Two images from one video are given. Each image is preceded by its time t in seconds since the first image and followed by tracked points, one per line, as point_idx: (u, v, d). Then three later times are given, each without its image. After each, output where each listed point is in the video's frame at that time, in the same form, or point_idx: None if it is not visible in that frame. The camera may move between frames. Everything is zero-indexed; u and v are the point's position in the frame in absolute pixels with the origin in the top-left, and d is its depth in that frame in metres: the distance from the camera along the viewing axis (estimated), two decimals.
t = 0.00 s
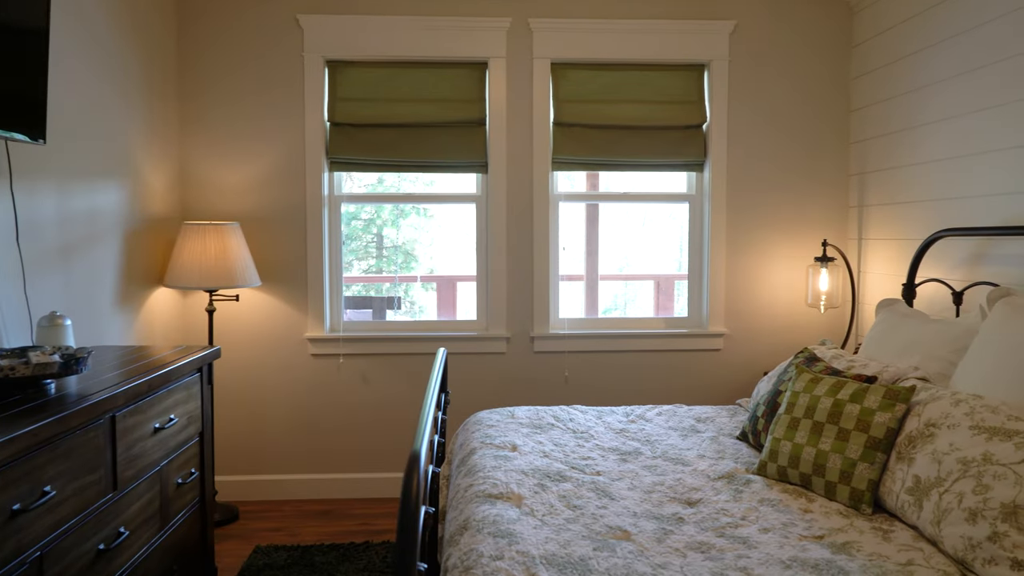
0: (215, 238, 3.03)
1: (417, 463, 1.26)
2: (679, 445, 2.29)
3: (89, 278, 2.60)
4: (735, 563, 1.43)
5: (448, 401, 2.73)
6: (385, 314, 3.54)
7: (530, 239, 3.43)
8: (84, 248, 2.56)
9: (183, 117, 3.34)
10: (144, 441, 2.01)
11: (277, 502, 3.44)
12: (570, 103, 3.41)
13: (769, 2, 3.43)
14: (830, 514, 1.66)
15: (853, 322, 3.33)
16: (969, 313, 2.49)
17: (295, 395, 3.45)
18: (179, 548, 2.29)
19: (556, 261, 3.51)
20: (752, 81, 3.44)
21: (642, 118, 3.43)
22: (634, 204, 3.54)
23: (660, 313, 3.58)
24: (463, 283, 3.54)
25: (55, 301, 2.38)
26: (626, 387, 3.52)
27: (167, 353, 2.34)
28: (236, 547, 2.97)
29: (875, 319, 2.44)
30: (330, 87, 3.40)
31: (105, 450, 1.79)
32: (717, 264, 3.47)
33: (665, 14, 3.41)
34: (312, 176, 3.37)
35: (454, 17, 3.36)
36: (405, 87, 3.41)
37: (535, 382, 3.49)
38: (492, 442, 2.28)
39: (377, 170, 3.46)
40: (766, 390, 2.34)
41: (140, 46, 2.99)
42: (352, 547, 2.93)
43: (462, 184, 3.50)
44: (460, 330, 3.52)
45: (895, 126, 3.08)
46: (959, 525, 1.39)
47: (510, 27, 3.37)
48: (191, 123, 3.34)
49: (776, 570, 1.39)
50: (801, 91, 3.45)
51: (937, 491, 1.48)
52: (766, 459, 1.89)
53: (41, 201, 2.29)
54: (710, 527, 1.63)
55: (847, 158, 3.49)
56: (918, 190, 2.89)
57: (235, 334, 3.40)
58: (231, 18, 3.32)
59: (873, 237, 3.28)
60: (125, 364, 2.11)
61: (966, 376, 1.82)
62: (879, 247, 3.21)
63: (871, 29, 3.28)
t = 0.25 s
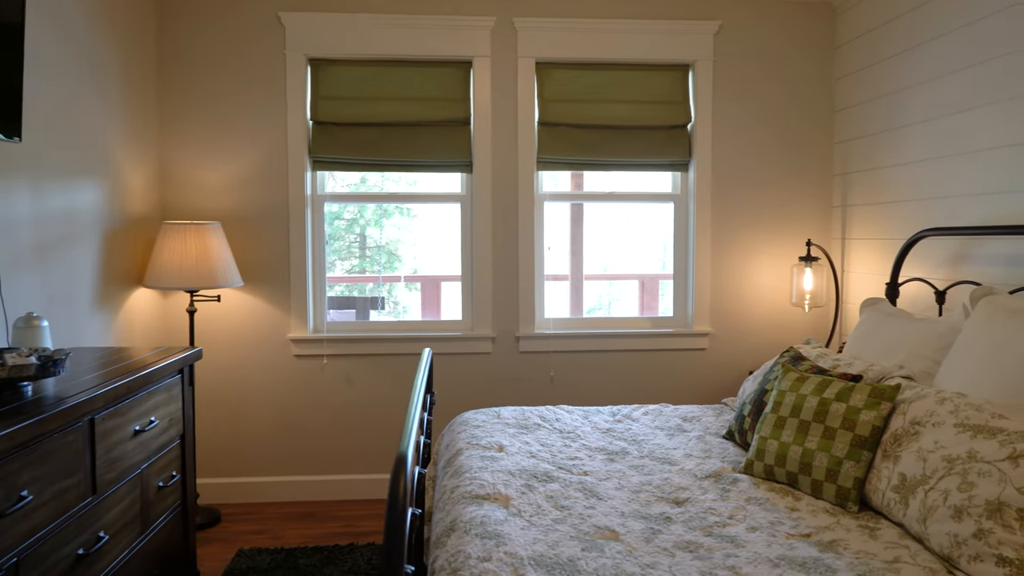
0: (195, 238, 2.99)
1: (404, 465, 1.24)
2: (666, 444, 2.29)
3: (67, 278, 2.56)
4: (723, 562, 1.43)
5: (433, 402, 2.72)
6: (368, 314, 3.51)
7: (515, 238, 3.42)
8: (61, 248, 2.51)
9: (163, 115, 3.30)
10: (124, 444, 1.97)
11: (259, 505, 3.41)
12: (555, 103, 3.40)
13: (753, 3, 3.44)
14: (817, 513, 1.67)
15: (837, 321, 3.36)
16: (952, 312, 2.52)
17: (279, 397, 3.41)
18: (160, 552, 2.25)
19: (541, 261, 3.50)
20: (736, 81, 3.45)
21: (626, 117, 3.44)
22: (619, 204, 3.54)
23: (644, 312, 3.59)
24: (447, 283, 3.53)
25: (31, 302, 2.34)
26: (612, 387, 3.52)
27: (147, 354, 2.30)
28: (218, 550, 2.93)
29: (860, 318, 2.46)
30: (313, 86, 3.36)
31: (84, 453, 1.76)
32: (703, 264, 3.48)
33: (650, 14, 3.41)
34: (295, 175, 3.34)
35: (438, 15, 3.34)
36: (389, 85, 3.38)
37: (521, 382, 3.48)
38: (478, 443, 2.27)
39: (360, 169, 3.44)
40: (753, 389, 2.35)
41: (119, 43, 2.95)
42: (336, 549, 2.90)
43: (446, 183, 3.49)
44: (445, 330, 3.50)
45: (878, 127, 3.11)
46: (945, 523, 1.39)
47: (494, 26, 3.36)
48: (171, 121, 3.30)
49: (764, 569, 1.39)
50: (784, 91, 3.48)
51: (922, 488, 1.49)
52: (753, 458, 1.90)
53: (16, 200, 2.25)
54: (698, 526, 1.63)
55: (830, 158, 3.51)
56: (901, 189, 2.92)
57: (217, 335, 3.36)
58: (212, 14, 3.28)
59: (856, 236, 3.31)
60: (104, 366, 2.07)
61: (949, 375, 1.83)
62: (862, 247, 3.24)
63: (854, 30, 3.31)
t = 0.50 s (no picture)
0: (176, 237, 2.95)
1: (391, 466, 1.23)
2: (653, 444, 2.29)
3: (44, 279, 2.51)
4: (712, 562, 1.43)
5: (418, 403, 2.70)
6: (352, 314, 3.49)
7: (501, 238, 3.41)
8: (38, 248, 2.47)
9: (143, 113, 3.25)
10: (104, 446, 1.94)
11: (242, 507, 3.37)
12: (540, 102, 3.40)
13: (737, 4, 3.46)
14: (803, 511, 1.67)
15: (821, 320, 3.39)
16: (935, 311, 2.55)
17: (262, 398, 3.37)
18: (141, 557, 2.22)
19: (527, 261, 3.50)
20: (720, 81, 3.47)
21: (612, 117, 3.44)
22: (603, 203, 3.54)
23: (629, 312, 3.59)
24: (431, 283, 3.51)
25: (7, 302, 2.29)
26: (597, 387, 3.52)
27: (127, 356, 2.26)
28: (200, 553, 2.89)
29: (844, 317, 2.48)
30: (296, 84, 3.33)
31: (63, 457, 1.72)
32: (688, 263, 3.49)
33: (635, 14, 3.42)
34: (278, 174, 3.31)
35: (422, 13, 3.32)
36: (374, 84, 3.36)
37: (507, 382, 3.47)
38: (464, 443, 2.25)
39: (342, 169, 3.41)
40: (739, 388, 2.35)
41: (98, 38, 2.90)
42: (321, 551, 2.87)
43: (430, 183, 3.47)
44: (429, 331, 3.49)
45: (861, 127, 3.14)
46: (931, 520, 1.40)
47: (479, 24, 3.35)
48: (152, 119, 3.25)
49: (752, 568, 1.39)
50: (768, 91, 3.50)
51: (908, 486, 1.50)
52: (739, 457, 1.91)
53: None
54: (686, 526, 1.63)
55: (814, 159, 3.54)
56: (885, 190, 2.94)
57: (198, 336, 3.32)
58: (193, 11, 3.24)
59: (839, 236, 3.34)
60: (83, 367, 2.03)
61: (934, 373, 1.85)
62: (846, 246, 3.27)
63: (838, 31, 3.34)
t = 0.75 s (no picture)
0: (157, 237, 2.91)
1: (378, 468, 1.22)
2: (639, 443, 2.29)
3: (21, 278, 2.46)
4: (700, 561, 1.42)
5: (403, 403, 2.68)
6: (335, 315, 3.46)
7: (486, 238, 3.40)
8: (16, 247, 2.42)
9: (123, 110, 3.20)
10: (84, 450, 1.90)
11: (224, 510, 3.33)
12: (526, 101, 3.39)
13: (722, 4, 3.48)
14: (790, 509, 1.68)
15: (805, 320, 3.41)
16: (917, 310, 2.57)
17: (245, 399, 3.34)
18: (121, 561, 2.18)
19: (512, 260, 3.49)
20: (705, 81, 3.48)
21: (597, 116, 3.44)
22: (588, 203, 3.54)
23: (613, 311, 3.60)
24: (415, 283, 3.49)
25: None
26: (582, 387, 3.52)
27: (107, 357, 2.23)
28: (182, 557, 2.85)
29: (829, 316, 2.49)
30: (279, 82, 3.30)
31: (41, 460, 1.69)
32: (673, 263, 3.50)
33: (620, 13, 3.42)
34: (260, 173, 3.27)
35: (407, 11, 3.30)
36: (358, 82, 3.34)
37: (492, 382, 3.46)
38: (450, 444, 2.24)
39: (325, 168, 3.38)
40: (725, 387, 2.36)
41: (77, 34, 2.85)
42: (304, 554, 2.84)
43: (413, 182, 3.45)
44: (414, 331, 3.47)
45: (845, 127, 3.16)
46: (917, 517, 1.41)
47: (464, 23, 3.33)
48: (132, 117, 3.20)
49: (741, 567, 1.39)
50: (753, 92, 3.51)
51: (894, 484, 1.51)
52: (726, 456, 1.91)
53: None
54: (674, 525, 1.63)
55: (798, 159, 3.57)
56: (868, 190, 2.97)
57: (179, 337, 3.28)
58: (174, 7, 3.20)
59: (823, 236, 3.36)
60: (61, 369, 2.00)
61: (918, 372, 1.87)
62: (829, 246, 3.29)
63: (822, 32, 3.36)
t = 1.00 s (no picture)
0: (138, 236, 2.87)
1: (365, 470, 1.20)
2: (626, 443, 2.29)
3: None
4: (689, 560, 1.42)
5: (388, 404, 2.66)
6: (318, 315, 3.42)
7: (471, 237, 3.39)
8: None
9: (102, 108, 3.15)
10: (63, 453, 1.87)
11: (206, 513, 3.29)
12: (511, 100, 3.38)
13: (706, 4, 3.49)
14: (777, 507, 1.69)
15: (789, 319, 3.44)
16: (900, 309, 2.60)
17: (228, 400, 3.30)
18: (101, 566, 2.14)
19: (497, 260, 3.48)
20: (690, 81, 3.49)
21: (583, 116, 3.44)
22: (573, 203, 3.54)
23: (598, 311, 3.60)
24: (399, 283, 3.46)
25: None
26: (568, 386, 3.51)
27: (86, 359, 2.19)
28: (163, 561, 2.81)
29: (813, 315, 2.51)
30: (262, 80, 3.27)
31: (19, 464, 1.66)
32: (658, 262, 3.51)
33: (605, 13, 3.42)
34: (243, 172, 3.24)
35: (392, 9, 3.28)
36: (343, 80, 3.31)
37: (477, 382, 3.45)
38: (436, 444, 2.22)
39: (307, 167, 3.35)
40: (711, 386, 2.37)
41: (55, 29, 2.80)
42: (288, 556, 2.81)
43: (397, 181, 3.43)
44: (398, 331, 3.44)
45: (829, 127, 3.19)
46: (903, 514, 1.42)
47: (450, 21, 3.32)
48: (111, 115, 3.15)
49: (729, 565, 1.39)
50: (737, 92, 3.53)
51: (880, 481, 1.52)
52: (712, 455, 1.92)
53: None
54: (661, 524, 1.62)
55: (782, 159, 3.59)
56: (852, 189, 3.00)
57: (160, 338, 3.23)
58: (154, 3, 3.15)
59: (807, 235, 3.39)
60: (39, 371, 1.96)
61: (902, 370, 1.88)
62: (813, 245, 3.32)
63: (805, 32, 3.39)
